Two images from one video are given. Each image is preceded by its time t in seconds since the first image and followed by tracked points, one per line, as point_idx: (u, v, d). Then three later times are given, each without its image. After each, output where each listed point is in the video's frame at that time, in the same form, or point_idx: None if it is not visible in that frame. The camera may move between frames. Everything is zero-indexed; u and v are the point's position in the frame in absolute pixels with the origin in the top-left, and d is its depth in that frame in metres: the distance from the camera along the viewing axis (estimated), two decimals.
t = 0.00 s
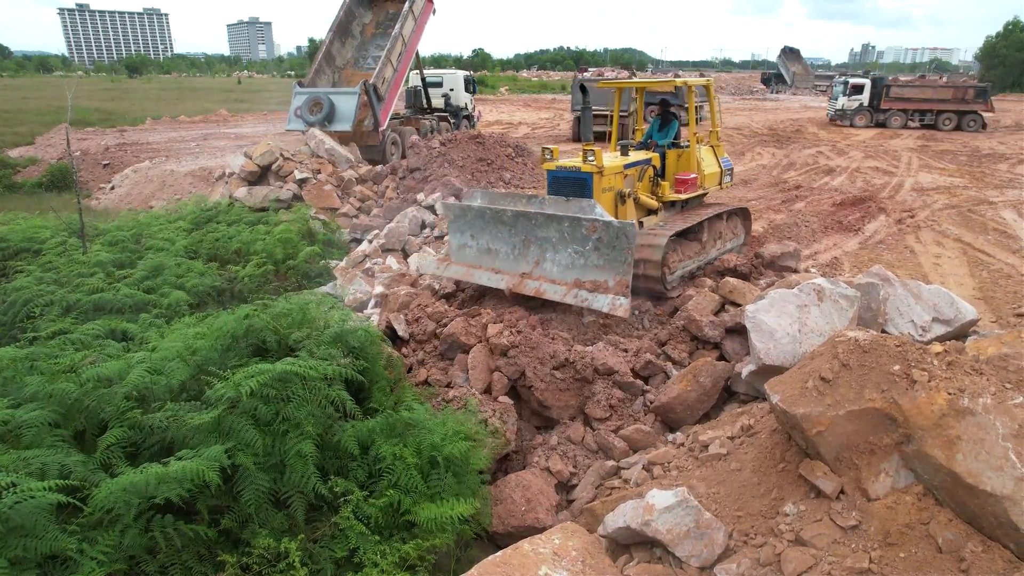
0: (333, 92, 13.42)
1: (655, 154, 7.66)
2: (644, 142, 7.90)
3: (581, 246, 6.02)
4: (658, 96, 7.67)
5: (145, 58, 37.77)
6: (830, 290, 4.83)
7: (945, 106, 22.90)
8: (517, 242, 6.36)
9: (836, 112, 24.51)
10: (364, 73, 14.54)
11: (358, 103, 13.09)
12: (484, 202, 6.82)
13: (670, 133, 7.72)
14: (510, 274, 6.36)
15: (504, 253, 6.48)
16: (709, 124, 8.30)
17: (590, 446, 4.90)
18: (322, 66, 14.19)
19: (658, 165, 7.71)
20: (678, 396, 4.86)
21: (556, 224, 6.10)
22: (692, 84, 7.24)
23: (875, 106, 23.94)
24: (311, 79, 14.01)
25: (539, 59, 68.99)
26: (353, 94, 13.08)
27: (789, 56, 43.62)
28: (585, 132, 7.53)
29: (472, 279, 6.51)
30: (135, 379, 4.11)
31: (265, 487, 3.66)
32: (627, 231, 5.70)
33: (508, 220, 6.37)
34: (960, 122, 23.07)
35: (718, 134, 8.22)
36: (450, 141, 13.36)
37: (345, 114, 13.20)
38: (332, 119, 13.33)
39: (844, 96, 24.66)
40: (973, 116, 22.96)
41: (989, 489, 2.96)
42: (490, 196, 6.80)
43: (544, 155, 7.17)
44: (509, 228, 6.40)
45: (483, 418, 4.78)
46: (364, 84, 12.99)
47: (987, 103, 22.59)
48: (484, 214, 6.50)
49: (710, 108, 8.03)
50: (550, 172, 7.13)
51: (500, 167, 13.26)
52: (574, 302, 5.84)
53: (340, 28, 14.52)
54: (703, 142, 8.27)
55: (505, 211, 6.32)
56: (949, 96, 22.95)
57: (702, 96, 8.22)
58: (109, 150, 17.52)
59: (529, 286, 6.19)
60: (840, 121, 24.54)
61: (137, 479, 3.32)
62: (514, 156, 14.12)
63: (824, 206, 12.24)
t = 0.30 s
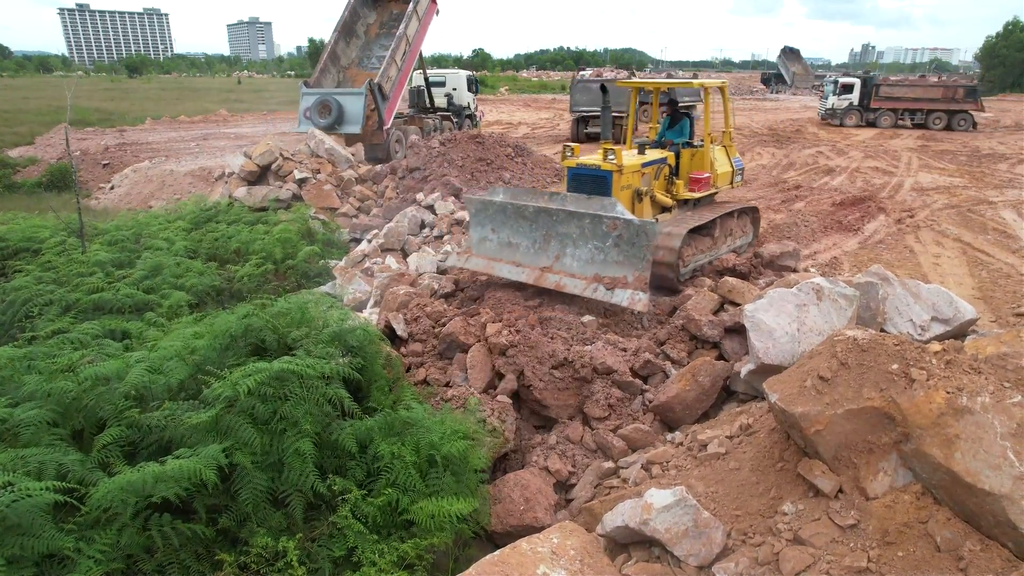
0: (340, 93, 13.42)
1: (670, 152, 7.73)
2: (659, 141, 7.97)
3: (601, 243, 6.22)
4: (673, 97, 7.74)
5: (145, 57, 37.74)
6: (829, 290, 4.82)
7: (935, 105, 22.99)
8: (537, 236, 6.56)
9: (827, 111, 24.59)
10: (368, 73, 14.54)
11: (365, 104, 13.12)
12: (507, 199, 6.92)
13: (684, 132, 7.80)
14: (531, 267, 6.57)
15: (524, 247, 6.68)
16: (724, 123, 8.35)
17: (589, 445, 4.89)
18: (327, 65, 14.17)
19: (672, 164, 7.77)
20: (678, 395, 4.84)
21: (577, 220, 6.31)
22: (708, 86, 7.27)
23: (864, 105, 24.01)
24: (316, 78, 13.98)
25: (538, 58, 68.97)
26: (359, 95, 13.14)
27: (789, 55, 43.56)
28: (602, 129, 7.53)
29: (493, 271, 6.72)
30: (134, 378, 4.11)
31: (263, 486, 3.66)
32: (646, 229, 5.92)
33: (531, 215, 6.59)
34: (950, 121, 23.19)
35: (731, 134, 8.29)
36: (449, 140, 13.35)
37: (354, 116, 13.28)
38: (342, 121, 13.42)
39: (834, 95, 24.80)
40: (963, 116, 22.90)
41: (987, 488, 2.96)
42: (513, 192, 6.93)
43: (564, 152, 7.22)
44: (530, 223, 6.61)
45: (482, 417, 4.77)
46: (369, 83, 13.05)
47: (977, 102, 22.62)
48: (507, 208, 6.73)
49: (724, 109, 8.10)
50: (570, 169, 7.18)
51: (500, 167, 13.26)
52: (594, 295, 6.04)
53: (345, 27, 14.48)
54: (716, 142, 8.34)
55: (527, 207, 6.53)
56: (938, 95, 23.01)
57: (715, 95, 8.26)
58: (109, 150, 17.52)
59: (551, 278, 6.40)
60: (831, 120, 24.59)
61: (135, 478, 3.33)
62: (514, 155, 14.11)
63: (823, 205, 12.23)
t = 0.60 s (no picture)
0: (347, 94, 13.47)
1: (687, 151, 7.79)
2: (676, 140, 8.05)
3: (624, 232, 6.34)
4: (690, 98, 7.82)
5: (144, 58, 37.74)
6: (829, 289, 4.81)
7: (926, 105, 23.05)
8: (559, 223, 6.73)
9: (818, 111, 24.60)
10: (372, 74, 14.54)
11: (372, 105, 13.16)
12: (534, 185, 7.22)
13: (701, 133, 7.85)
14: (554, 253, 6.74)
15: (548, 233, 6.86)
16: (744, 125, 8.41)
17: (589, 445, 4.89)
18: (331, 65, 14.13)
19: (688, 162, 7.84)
20: (677, 395, 4.84)
21: (602, 208, 6.44)
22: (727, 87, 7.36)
23: (855, 105, 24.09)
24: (320, 78, 13.94)
25: (538, 58, 68.97)
26: (364, 96, 13.17)
27: (789, 55, 43.59)
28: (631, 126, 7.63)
29: (516, 254, 6.96)
30: (132, 378, 4.11)
31: (262, 485, 3.66)
32: (668, 221, 5.97)
33: (557, 202, 6.75)
34: (940, 121, 23.32)
35: (748, 137, 8.30)
36: (449, 140, 13.34)
37: (364, 117, 13.40)
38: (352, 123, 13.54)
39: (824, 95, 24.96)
40: (955, 115, 23.17)
41: (987, 488, 2.95)
42: (539, 179, 7.25)
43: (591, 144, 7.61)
44: (555, 210, 6.79)
45: (481, 417, 4.76)
46: (373, 83, 13.05)
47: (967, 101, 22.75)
48: (533, 194, 6.92)
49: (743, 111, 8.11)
50: (595, 162, 7.60)
51: (500, 166, 13.25)
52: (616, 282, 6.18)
53: (348, 28, 14.43)
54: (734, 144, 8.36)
55: (554, 194, 6.72)
56: (929, 95, 23.10)
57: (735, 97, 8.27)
58: (109, 150, 17.52)
59: (574, 265, 6.57)
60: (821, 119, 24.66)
61: (133, 476, 3.33)
62: (514, 155, 14.10)
63: (823, 205, 12.22)
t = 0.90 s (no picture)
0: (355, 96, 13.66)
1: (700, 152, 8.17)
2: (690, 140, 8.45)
3: (641, 229, 6.59)
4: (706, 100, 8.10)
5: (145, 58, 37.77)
6: (829, 290, 4.82)
7: (916, 105, 23.13)
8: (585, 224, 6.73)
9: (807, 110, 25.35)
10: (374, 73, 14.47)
11: (379, 105, 13.26)
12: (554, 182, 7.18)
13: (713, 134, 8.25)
14: (574, 250, 6.98)
15: (567, 230, 7.05)
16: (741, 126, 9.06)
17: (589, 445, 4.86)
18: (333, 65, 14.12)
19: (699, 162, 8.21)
20: (677, 395, 4.80)
21: (616, 210, 6.71)
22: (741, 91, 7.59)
23: (844, 105, 24.66)
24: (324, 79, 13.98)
25: (539, 59, 68.98)
26: (368, 96, 13.21)
27: (789, 55, 43.60)
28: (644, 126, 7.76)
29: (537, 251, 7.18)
30: (133, 378, 4.11)
31: (262, 485, 3.69)
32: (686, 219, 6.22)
33: (575, 201, 6.92)
34: (930, 121, 23.46)
35: (757, 137, 8.70)
36: (449, 140, 13.34)
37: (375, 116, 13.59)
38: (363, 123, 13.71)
39: (814, 94, 25.65)
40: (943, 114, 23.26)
41: (987, 488, 2.96)
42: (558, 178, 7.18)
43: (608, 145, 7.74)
44: (573, 209, 6.95)
45: (481, 416, 4.75)
46: (377, 83, 13.06)
47: (956, 101, 22.87)
48: (551, 193, 7.06)
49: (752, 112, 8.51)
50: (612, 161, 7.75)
51: (500, 166, 13.24)
52: (633, 279, 6.51)
53: (350, 28, 14.37)
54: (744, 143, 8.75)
55: (571, 194, 6.86)
56: (918, 94, 23.32)
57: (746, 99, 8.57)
58: (109, 150, 17.52)
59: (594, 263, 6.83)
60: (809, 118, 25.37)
61: (133, 476, 3.35)
62: (514, 155, 14.09)
63: (823, 205, 12.22)
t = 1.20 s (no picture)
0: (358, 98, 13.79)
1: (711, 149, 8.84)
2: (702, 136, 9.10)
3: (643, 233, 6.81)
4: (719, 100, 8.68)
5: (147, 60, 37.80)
6: (828, 290, 4.91)
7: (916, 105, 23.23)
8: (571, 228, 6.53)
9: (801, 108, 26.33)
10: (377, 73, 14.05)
11: (378, 104, 13.40)
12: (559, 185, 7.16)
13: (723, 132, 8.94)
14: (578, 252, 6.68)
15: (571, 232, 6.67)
16: (747, 124, 9.37)
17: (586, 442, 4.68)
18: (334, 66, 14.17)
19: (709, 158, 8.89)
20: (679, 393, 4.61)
21: (615, 212, 6.81)
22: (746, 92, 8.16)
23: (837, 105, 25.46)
24: (325, 79, 14.03)
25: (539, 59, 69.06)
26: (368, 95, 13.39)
27: (789, 55, 43.71)
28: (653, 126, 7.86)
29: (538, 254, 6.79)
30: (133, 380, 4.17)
31: (262, 484, 3.80)
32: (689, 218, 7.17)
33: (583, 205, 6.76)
34: (923, 121, 24.02)
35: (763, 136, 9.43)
36: (450, 141, 13.36)
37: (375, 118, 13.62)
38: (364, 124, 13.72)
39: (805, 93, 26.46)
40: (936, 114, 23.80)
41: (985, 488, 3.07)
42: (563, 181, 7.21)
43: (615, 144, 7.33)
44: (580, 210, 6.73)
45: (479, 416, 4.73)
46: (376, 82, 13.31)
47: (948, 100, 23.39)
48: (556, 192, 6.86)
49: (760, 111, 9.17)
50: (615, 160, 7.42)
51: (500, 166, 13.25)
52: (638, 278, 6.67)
53: (352, 28, 14.21)
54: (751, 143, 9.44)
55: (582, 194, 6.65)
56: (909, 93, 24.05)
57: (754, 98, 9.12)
58: (109, 151, 17.49)
59: (597, 263, 6.68)
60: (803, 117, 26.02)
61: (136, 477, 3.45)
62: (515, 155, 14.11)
63: (823, 205, 12.24)
